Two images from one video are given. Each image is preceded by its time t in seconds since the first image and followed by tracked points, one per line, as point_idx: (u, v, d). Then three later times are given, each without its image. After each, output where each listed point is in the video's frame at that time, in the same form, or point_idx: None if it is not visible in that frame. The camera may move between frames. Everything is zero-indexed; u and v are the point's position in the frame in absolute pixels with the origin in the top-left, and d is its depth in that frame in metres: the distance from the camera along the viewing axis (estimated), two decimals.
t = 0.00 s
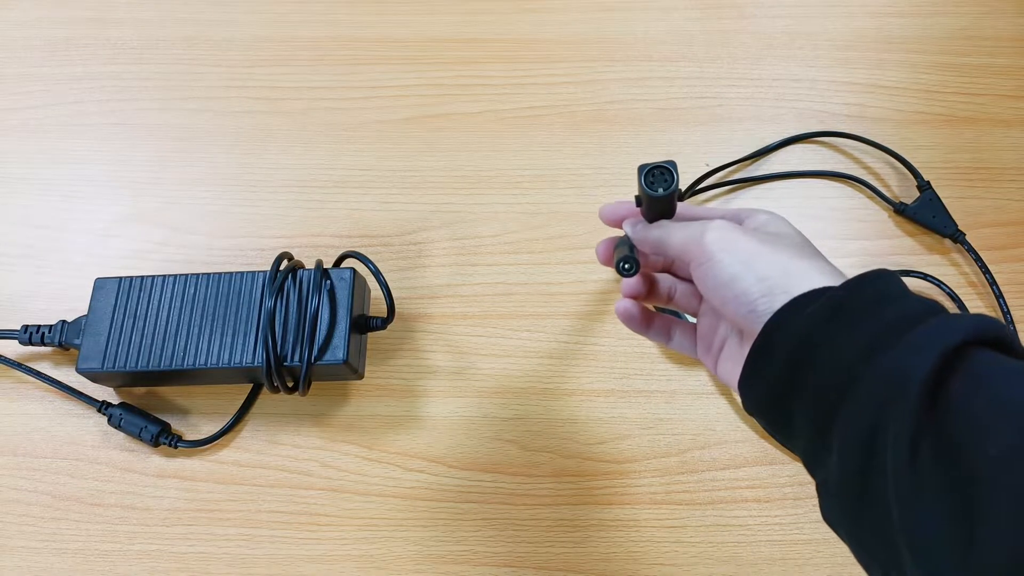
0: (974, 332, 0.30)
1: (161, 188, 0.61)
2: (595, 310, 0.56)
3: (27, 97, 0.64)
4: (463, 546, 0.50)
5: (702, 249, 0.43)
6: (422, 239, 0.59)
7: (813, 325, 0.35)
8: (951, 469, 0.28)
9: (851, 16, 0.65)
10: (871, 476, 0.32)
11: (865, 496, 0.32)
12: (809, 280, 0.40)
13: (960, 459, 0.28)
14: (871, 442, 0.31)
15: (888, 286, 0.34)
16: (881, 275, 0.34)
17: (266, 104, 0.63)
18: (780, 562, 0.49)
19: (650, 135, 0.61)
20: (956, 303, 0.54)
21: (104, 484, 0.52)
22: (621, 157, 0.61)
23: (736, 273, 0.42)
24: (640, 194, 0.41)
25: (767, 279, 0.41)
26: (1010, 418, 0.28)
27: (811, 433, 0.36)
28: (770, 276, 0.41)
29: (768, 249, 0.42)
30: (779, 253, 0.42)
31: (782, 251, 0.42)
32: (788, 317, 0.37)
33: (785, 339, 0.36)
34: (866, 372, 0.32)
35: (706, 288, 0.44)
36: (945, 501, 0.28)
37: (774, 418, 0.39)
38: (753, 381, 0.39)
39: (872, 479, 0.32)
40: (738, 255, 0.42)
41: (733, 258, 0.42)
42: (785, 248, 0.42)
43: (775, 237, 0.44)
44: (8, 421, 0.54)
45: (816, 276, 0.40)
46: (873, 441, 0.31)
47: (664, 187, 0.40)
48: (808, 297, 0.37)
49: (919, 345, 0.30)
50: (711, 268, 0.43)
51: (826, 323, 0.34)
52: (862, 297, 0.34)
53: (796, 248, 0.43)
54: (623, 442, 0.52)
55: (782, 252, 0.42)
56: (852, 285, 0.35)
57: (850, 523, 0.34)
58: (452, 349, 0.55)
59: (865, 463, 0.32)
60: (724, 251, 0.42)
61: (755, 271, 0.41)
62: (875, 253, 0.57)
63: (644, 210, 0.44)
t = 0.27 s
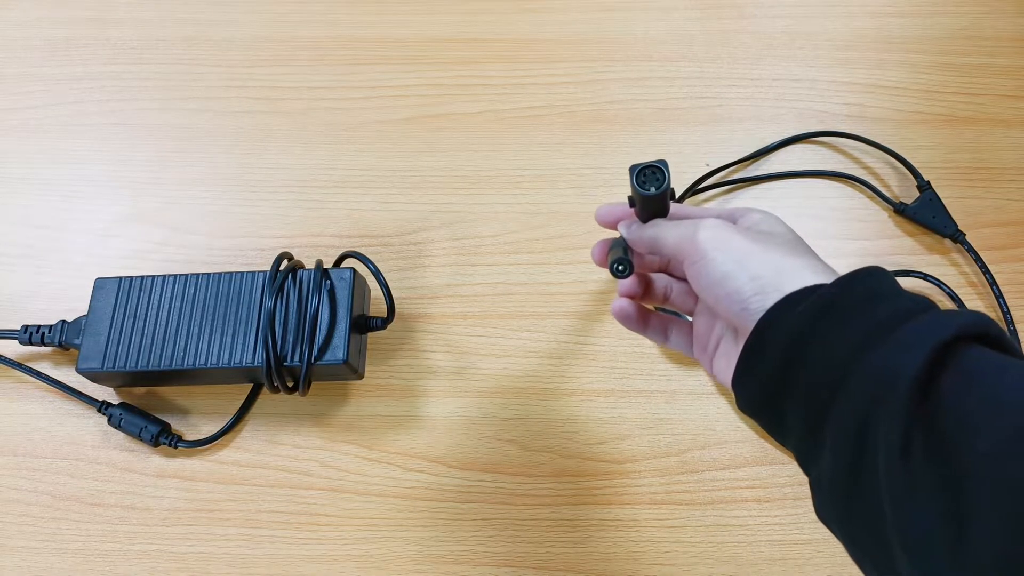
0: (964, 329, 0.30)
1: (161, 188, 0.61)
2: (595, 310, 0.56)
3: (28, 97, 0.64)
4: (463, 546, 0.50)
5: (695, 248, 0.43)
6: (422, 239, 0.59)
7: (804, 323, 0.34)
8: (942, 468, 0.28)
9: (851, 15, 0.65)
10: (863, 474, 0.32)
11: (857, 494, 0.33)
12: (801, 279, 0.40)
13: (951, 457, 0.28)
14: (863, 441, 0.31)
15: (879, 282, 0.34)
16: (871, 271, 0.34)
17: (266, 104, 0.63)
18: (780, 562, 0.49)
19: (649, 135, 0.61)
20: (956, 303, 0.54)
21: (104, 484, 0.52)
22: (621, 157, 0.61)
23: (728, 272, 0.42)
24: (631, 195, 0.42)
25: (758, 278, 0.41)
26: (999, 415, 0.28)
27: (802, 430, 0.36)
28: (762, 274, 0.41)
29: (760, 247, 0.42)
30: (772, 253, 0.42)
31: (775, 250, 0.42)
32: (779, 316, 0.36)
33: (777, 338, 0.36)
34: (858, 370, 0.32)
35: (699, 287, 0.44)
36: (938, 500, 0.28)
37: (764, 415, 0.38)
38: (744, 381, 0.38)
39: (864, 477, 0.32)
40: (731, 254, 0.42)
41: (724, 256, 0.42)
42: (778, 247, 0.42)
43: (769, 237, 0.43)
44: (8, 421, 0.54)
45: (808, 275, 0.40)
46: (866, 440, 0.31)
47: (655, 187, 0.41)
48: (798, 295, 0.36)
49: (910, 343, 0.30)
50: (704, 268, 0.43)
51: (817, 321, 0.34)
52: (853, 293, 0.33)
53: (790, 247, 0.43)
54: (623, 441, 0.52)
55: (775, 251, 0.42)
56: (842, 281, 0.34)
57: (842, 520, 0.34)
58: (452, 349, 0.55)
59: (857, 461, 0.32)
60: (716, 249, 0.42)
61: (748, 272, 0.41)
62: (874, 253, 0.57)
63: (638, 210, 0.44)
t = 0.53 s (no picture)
0: (958, 323, 0.30)
1: (161, 188, 0.61)
2: (595, 309, 0.56)
3: (28, 97, 0.64)
4: (463, 546, 0.50)
5: (687, 248, 0.43)
6: (422, 239, 0.59)
7: (799, 318, 0.34)
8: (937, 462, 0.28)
9: (850, 15, 0.65)
10: (857, 468, 0.32)
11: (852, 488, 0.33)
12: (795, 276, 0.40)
13: (946, 452, 0.28)
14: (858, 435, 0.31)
15: (875, 277, 0.33)
16: (867, 265, 0.34)
17: (266, 104, 0.63)
18: (780, 562, 0.49)
19: (649, 136, 0.61)
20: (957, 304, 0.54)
21: (104, 484, 0.52)
22: (621, 158, 0.61)
23: (721, 270, 0.42)
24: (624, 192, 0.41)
25: (752, 276, 0.41)
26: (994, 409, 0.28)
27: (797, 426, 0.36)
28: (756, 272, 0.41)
29: (754, 245, 0.42)
30: (765, 250, 0.41)
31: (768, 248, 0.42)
32: (775, 310, 0.36)
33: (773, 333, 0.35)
34: (853, 364, 0.32)
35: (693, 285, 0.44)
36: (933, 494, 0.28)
37: (759, 412, 0.38)
38: (739, 377, 0.38)
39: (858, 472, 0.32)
40: (725, 251, 0.42)
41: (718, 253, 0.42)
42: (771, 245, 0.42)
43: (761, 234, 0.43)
44: (8, 421, 0.54)
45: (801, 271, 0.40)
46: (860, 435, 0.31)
47: (647, 183, 0.40)
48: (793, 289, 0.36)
49: (905, 336, 0.30)
50: (696, 268, 0.43)
51: (812, 315, 0.34)
52: (849, 287, 0.33)
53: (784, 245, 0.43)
54: (623, 441, 0.52)
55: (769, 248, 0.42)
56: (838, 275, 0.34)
57: (837, 515, 0.34)
58: (452, 349, 0.55)
59: (852, 456, 0.32)
60: (709, 247, 0.42)
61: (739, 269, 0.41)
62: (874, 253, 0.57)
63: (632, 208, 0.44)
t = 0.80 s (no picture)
0: (916, 317, 0.30)
1: (161, 188, 0.61)
2: (595, 309, 0.56)
3: (28, 97, 0.64)
4: (463, 546, 0.50)
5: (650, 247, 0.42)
6: (422, 239, 0.59)
7: (761, 316, 0.33)
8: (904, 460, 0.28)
9: (851, 15, 0.65)
10: (819, 469, 0.31)
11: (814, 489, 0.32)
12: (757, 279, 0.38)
13: (913, 450, 0.28)
14: (820, 437, 0.31)
15: (831, 271, 0.33)
16: (820, 263, 0.33)
17: (266, 104, 0.63)
18: (780, 562, 0.49)
19: (649, 135, 0.61)
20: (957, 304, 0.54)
21: (104, 484, 0.52)
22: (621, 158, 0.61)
23: (683, 267, 0.40)
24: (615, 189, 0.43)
25: (710, 278, 0.39)
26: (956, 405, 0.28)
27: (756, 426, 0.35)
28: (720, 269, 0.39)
29: (718, 243, 0.40)
30: (733, 246, 0.39)
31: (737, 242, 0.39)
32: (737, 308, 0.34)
33: (734, 332, 0.34)
34: (814, 363, 0.31)
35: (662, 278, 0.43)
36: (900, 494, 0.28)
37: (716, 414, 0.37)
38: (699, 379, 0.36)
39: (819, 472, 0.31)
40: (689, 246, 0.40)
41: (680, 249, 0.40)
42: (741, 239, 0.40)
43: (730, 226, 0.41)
44: (8, 421, 0.54)
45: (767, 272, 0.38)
46: (823, 436, 0.30)
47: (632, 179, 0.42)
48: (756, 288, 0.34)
49: (868, 333, 0.30)
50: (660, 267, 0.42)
51: (774, 313, 0.33)
52: (808, 283, 0.32)
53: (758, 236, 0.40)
54: (623, 441, 0.52)
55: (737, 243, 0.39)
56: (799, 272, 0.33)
57: (801, 516, 0.34)
58: (451, 349, 0.55)
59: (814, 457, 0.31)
60: (672, 242, 0.40)
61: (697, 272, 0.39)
62: (875, 253, 0.57)
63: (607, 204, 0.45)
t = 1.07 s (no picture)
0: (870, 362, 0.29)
1: (161, 188, 0.61)
2: (595, 309, 0.56)
3: (28, 97, 0.64)
4: (463, 546, 0.50)
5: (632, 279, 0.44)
6: (422, 239, 0.59)
7: (726, 365, 0.33)
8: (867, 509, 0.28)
9: (851, 15, 0.65)
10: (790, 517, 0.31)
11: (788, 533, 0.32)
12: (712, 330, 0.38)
13: (872, 499, 0.28)
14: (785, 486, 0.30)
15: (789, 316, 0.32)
16: (789, 304, 0.33)
17: (266, 104, 0.63)
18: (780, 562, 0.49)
19: (649, 135, 0.61)
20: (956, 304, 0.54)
21: (104, 484, 0.52)
22: (621, 158, 0.61)
23: (653, 303, 0.42)
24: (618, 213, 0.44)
25: (672, 317, 0.41)
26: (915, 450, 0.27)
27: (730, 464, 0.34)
28: (684, 313, 0.40)
29: (680, 281, 0.40)
30: (697, 291, 0.40)
31: (703, 286, 0.40)
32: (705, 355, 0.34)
33: (703, 379, 0.34)
34: (775, 411, 0.30)
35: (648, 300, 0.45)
36: (863, 544, 0.28)
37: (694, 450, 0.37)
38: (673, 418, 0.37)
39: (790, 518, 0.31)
40: (659, 287, 0.41)
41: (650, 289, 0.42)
42: (706, 284, 0.40)
43: (698, 255, 0.41)
44: (8, 421, 0.54)
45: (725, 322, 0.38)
46: (787, 485, 0.30)
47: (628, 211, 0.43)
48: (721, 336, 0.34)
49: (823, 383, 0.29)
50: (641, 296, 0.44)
51: (738, 361, 0.32)
52: (767, 329, 0.32)
53: (728, 276, 0.39)
54: (623, 441, 0.52)
55: (702, 287, 0.40)
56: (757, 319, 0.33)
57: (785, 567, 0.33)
58: (452, 350, 0.55)
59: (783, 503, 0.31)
60: (645, 281, 0.42)
61: (663, 310, 0.41)
62: (875, 252, 0.57)
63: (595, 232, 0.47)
